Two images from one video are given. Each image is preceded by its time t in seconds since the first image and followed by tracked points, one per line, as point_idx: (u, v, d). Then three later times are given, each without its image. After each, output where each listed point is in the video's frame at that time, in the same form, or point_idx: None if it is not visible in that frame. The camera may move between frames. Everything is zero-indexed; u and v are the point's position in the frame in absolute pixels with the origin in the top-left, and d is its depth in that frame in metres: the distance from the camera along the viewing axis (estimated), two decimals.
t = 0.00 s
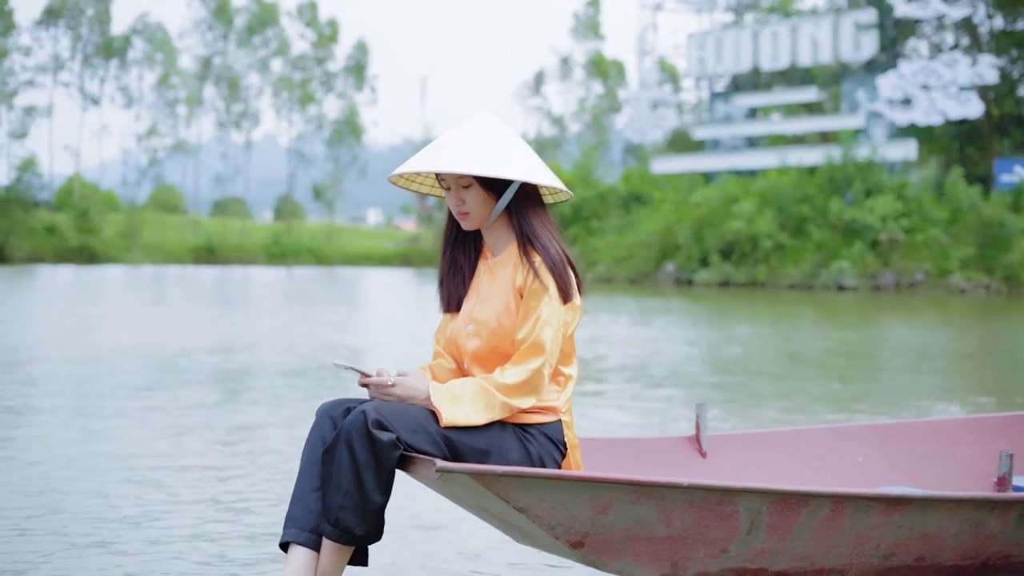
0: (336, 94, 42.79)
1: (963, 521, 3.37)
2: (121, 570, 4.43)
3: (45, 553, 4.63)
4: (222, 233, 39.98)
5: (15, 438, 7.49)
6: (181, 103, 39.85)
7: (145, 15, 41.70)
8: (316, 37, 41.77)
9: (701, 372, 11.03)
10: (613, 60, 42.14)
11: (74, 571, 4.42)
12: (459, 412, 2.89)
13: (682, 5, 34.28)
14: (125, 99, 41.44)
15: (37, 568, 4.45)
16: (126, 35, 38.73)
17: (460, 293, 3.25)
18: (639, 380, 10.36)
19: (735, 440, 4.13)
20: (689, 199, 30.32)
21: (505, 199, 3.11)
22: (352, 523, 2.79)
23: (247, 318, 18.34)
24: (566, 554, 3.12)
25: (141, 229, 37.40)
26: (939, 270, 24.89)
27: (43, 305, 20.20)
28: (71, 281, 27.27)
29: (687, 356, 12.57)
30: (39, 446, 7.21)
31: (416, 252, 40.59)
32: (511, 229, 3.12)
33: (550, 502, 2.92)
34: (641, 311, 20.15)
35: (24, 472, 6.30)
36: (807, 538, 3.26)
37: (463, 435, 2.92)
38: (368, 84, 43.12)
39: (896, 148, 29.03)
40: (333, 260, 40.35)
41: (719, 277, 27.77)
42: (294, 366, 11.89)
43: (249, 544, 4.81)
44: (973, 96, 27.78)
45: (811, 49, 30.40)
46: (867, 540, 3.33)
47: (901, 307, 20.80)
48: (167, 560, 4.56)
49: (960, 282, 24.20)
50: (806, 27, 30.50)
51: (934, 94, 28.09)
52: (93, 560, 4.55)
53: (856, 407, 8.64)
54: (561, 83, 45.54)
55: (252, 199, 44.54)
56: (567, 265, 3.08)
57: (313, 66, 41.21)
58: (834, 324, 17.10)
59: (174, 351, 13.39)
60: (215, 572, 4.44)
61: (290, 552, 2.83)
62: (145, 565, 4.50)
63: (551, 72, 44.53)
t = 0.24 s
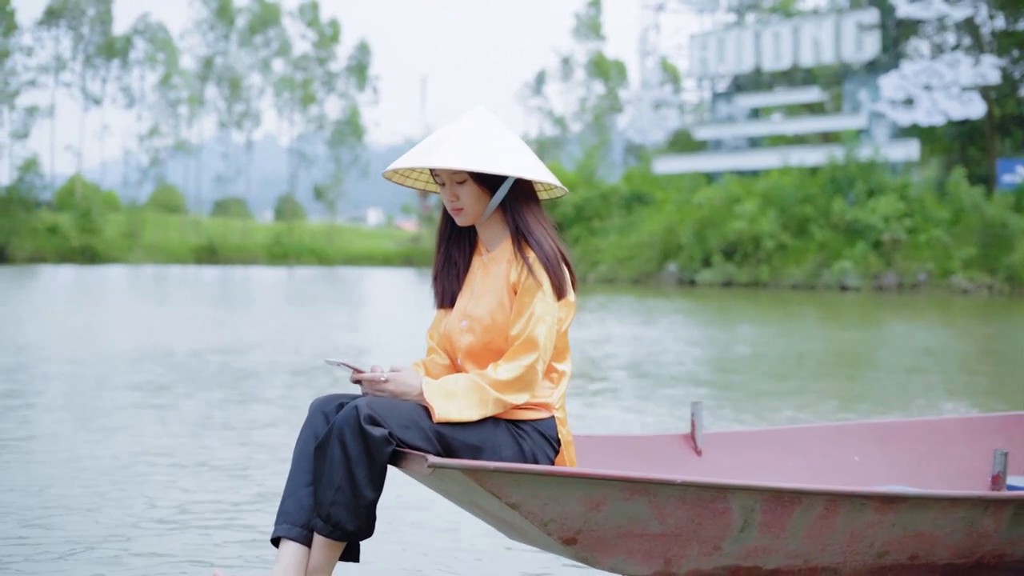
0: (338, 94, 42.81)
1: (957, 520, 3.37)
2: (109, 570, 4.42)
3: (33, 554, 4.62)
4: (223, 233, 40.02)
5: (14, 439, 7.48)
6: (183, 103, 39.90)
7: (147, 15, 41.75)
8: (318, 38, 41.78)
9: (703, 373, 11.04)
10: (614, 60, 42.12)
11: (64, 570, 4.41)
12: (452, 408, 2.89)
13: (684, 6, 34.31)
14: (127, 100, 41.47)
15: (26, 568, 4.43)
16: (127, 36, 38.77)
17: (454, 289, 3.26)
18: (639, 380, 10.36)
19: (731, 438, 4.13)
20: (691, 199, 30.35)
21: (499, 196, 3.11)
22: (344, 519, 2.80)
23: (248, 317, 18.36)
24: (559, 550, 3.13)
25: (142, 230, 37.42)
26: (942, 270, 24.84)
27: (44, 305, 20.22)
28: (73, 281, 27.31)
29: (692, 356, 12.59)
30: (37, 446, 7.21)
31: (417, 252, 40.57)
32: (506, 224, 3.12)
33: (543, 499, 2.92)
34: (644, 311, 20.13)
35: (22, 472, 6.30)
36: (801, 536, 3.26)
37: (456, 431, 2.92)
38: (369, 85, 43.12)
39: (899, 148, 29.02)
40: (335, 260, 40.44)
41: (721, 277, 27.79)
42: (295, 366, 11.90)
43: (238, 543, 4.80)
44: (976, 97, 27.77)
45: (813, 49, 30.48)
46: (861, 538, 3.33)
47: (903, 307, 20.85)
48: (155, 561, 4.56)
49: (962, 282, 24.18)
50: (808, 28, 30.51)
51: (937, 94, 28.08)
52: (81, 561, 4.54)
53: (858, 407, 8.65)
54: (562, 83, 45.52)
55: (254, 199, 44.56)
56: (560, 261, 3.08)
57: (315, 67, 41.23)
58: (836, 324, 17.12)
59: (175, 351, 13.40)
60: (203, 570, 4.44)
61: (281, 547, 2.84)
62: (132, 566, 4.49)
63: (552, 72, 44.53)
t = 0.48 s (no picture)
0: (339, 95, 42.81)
1: (954, 520, 3.37)
2: (106, 570, 4.43)
3: (30, 553, 4.62)
4: (224, 233, 40.04)
5: (15, 439, 7.49)
6: (184, 103, 39.92)
7: (148, 15, 41.78)
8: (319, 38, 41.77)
9: (707, 373, 11.07)
10: (616, 60, 42.11)
11: (61, 571, 4.42)
12: (448, 407, 2.89)
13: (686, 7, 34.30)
14: (128, 100, 41.46)
15: (21, 568, 4.44)
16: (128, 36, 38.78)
17: (451, 288, 3.25)
18: (640, 380, 10.36)
19: (728, 437, 4.13)
20: (693, 200, 30.36)
21: (497, 193, 3.11)
22: (339, 516, 2.80)
23: (249, 317, 18.37)
24: (555, 549, 3.13)
25: (144, 230, 37.42)
26: (943, 270, 24.80)
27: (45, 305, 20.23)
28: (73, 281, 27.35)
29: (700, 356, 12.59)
30: (38, 446, 7.21)
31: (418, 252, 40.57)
32: (503, 222, 3.12)
33: (539, 498, 2.92)
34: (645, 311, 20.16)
35: (22, 472, 6.30)
36: (797, 537, 3.26)
37: (452, 430, 2.92)
38: (371, 85, 43.11)
39: (900, 148, 29.00)
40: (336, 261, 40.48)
41: (723, 278, 27.80)
42: (296, 366, 11.90)
43: (234, 544, 4.81)
44: (978, 98, 27.81)
45: (815, 49, 30.34)
46: (857, 538, 3.32)
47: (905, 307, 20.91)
48: (152, 561, 4.56)
49: (965, 282, 24.17)
50: (810, 28, 30.51)
51: (939, 95, 28.06)
52: (77, 561, 4.55)
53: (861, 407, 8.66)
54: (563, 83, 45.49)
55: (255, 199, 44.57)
56: (557, 259, 3.08)
57: (316, 67, 41.21)
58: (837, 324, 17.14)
59: (176, 351, 13.41)
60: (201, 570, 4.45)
61: (276, 544, 2.84)
62: (130, 566, 4.50)
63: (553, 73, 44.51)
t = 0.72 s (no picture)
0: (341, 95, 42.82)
1: (951, 522, 3.37)
2: (102, 570, 4.44)
3: (23, 554, 4.61)
4: (226, 234, 40.06)
5: (14, 439, 7.48)
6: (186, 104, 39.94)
7: (150, 15, 41.81)
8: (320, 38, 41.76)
9: (710, 373, 11.09)
10: (617, 61, 42.12)
11: (54, 571, 4.41)
12: (445, 407, 2.89)
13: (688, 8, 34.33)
14: (130, 100, 41.47)
15: (21, 566, 4.46)
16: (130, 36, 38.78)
17: (450, 288, 3.25)
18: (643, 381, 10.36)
19: (727, 439, 4.14)
20: (696, 200, 30.38)
21: (496, 193, 3.11)
22: (336, 517, 2.81)
23: (250, 317, 18.37)
24: (552, 550, 3.13)
25: (145, 230, 37.41)
26: (946, 270, 24.77)
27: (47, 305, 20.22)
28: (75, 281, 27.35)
29: (706, 356, 12.60)
30: (37, 446, 7.21)
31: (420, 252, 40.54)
32: (501, 222, 3.12)
33: (536, 499, 2.92)
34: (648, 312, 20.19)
35: (21, 472, 6.28)
36: (794, 538, 3.27)
37: (450, 430, 2.92)
38: (373, 85, 43.09)
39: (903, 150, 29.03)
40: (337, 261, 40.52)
41: (726, 278, 27.84)
42: (298, 367, 11.91)
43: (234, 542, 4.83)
44: (980, 98, 27.83)
45: (817, 50, 30.35)
46: (854, 539, 3.32)
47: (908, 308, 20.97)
48: (146, 561, 4.56)
49: (967, 282, 24.14)
50: (813, 29, 30.49)
51: (941, 96, 28.18)
52: (73, 561, 4.55)
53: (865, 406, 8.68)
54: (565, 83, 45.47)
55: (257, 200, 44.57)
56: (556, 259, 3.08)
57: (317, 67, 41.21)
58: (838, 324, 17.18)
59: (178, 351, 13.40)
60: (195, 570, 4.44)
61: (273, 544, 2.85)
62: (125, 566, 4.49)
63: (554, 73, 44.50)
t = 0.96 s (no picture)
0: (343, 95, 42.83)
1: (950, 524, 3.37)
2: (99, 568, 4.46)
3: (19, 554, 4.60)
4: (228, 234, 40.08)
5: (15, 439, 7.48)
6: (188, 104, 39.95)
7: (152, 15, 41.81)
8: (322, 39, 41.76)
9: (713, 373, 11.11)
10: (619, 61, 42.13)
11: (51, 570, 4.43)
12: (444, 409, 2.90)
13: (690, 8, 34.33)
14: (132, 100, 41.47)
15: (19, 565, 4.48)
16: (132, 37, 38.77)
17: (449, 289, 3.25)
18: (644, 381, 10.37)
19: (726, 441, 4.14)
20: (699, 201, 30.38)
21: (495, 194, 3.11)
22: (335, 518, 2.81)
23: (251, 317, 18.37)
24: (551, 551, 3.13)
25: (147, 230, 37.40)
26: (949, 271, 24.77)
27: (48, 305, 20.22)
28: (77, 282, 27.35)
29: (709, 356, 12.61)
30: (36, 446, 7.21)
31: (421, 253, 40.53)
32: (501, 224, 3.13)
33: (535, 499, 2.92)
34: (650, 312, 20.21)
35: (20, 472, 6.29)
36: (792, 540, 3.27)
37: (449, 431, 2.92)
38: (375, 86, 43.10)
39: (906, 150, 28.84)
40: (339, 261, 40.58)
41: (729, 278, 27.85)
42: (299, 367, 11.91)
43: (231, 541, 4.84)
44: (983, 99, 27.82)
45: (820, 51, 30.30)
46: (852, 540, 3.33)
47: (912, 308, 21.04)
48: (143, 561, 4.56)
49: (970, 283, 24.13)
50: (816, 30, 30.48)
51: (944, 96, 28.09)
52: (70, 560, 4.54)
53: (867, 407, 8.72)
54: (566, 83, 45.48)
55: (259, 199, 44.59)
56: (555, 261, 3.08)
57: (319, 67, 41.20)
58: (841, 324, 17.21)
59: (178, 351, 13.40)
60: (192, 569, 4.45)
61: (271, 544, 2.85)
62: (122, 566, 4.50)
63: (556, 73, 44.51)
